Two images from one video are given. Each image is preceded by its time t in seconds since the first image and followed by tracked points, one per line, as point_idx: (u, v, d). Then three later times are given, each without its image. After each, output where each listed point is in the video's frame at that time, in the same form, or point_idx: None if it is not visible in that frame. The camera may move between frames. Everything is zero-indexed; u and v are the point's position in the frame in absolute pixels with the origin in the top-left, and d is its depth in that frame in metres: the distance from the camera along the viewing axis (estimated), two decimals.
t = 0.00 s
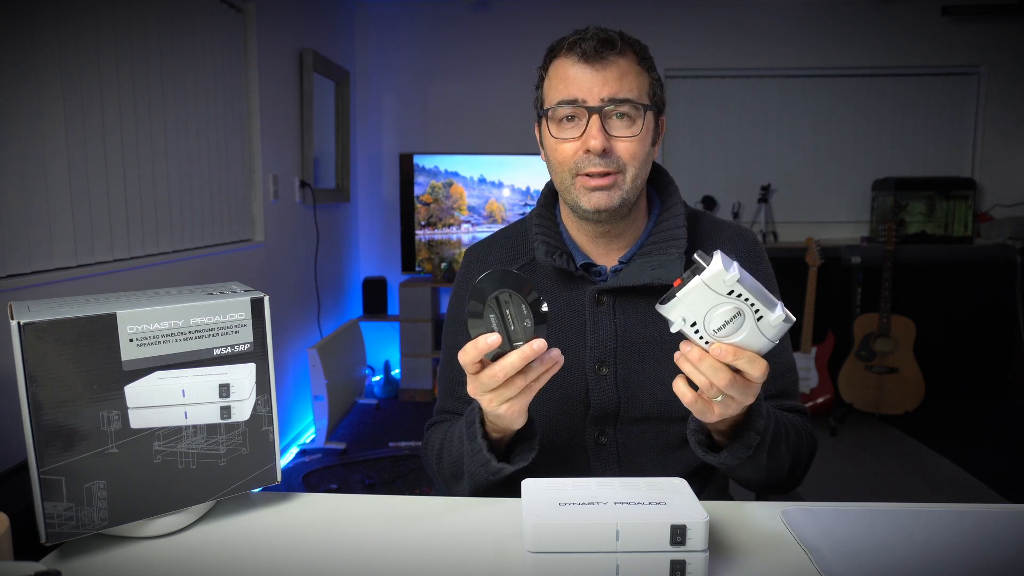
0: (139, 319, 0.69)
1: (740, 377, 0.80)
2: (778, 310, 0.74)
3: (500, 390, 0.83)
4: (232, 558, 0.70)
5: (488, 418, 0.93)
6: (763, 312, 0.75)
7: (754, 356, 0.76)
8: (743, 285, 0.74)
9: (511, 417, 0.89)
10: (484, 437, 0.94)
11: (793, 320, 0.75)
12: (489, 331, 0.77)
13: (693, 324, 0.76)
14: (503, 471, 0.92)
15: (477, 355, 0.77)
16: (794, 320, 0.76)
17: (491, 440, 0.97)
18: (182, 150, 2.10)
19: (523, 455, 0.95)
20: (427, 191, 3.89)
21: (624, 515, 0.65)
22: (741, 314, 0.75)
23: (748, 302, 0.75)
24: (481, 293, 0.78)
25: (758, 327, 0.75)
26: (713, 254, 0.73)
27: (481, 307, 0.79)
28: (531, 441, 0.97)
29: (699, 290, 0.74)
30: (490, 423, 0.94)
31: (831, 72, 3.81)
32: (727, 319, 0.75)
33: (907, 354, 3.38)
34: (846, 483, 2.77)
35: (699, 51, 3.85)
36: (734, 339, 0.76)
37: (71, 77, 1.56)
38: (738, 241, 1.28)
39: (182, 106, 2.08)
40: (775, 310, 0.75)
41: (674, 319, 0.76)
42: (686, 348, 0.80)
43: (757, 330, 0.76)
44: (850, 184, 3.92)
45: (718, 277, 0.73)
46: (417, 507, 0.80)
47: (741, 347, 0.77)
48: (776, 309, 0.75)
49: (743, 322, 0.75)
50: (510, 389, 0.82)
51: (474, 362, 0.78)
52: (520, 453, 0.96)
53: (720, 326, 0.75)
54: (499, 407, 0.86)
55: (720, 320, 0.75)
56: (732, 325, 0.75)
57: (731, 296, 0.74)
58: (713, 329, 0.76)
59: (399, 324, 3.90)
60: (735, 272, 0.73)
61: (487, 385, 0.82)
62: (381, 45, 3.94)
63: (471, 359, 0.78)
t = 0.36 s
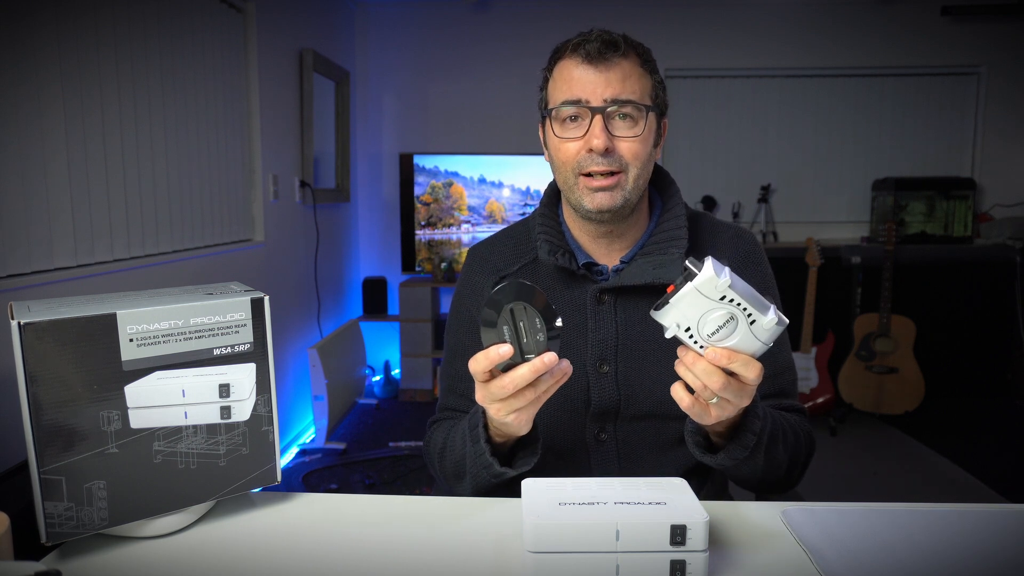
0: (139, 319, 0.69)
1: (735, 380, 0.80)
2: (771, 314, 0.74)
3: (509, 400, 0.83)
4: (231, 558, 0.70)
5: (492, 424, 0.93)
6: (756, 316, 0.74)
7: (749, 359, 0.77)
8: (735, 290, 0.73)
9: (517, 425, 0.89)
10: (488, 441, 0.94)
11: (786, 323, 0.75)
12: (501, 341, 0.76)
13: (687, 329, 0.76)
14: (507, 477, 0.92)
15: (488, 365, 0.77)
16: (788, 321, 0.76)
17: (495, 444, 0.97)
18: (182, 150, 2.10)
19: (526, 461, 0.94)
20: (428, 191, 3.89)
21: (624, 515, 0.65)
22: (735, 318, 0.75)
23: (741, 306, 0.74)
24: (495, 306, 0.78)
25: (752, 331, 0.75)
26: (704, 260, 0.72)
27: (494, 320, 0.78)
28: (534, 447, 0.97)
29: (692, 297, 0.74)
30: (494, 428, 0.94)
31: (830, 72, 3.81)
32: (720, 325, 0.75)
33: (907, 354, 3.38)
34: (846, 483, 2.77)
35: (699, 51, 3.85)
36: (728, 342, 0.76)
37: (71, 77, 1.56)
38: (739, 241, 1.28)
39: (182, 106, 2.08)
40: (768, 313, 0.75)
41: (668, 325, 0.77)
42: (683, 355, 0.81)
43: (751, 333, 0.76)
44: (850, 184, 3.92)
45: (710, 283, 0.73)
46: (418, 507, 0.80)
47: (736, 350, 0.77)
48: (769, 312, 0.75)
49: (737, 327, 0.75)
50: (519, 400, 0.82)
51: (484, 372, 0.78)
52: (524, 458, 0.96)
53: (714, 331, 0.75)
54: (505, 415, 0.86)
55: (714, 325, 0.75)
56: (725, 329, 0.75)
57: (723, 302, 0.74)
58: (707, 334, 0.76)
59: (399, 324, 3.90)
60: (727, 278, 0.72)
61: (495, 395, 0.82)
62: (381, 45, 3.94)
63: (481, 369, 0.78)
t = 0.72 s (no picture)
0: (139, 319, 0.69)
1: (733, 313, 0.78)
2: (759, 243, 0.76)
3: (509, 346, 0.83)
4: (231, 558, 0.70)
5: (493, 380, 0.92)
6: (745, 246, 0.76)
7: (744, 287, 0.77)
8: (723, 222, 0.75)
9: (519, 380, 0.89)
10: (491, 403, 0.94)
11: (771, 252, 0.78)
12: (500, 282, 0.78)
13: (684, 264, 0.74)
14: (511, 435, 0.92)
15: (488, 306, 0.78)
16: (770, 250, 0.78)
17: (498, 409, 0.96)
18: (182, 150, 2.10)
19: (530, 416, 0.94)
20: (427, 191, 3.89)
21: (624, 515, 0.65)
22: (726, 249, 0.76)
23: (730, 237, 0.76)
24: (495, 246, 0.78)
25: (743, 261, 0.77)
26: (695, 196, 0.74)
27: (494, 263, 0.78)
28: (536, 407, 0.95)
29: (686, 229, 0.74)
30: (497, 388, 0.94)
31: (830, 72, 3.81)
32: (714, 255, 0.75)
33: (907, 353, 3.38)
34: (846, 483, 2.77)
35: (699, 51, 3.85)
36: (722, 274, 0.76)
37: (71, 77, 1.56)
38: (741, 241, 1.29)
39: (182, 106, 2.08)
40: (753, 244, 0.77)
41: (664, 260, 0.74)
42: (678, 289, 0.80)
43: (741, 264, 0.77)
44: (850, 184, 3.92)
45: (701, 215, 0.74)
46: (418, 506, 0.80)
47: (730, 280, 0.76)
48: (754, 243, 0.77)
49: (729, 257, 0.76)
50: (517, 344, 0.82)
51: (485, 314, 0.80)
52: (526, 418, 0.95)
53: (709, 261, 0.75)
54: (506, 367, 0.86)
55: (709, 256, 0.75)
56: (718, 261, 0.76)
57: (715, 233, 0.75)
58: (702, 265, 0.75)
59: (399, 324, 3.90)
60: (716, 208, 0.74)
61: (496, 339, 0.82)
62: (381, 44, 3.94)
63: (481, 311, 0.79)
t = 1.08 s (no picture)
0: (139, 319, 0.69)
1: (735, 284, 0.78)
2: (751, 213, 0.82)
3: (495, 322, 0.82)
4: (231, 558, 0.70)
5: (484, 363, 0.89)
6: (738, 217, 0.81)
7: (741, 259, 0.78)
8: (715, 190, 0.79)
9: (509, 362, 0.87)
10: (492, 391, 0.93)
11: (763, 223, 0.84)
12: (489, 252, 0.80)
13: (682, 235, 0.77)
14: (513, 421, 0.92)
15: (477, 276, 0.79)
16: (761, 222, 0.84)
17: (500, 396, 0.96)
18: (182, 150, 2.10)
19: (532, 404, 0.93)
20: (427, 191, 3.89)
21: (624, 515, 0.65)
22: (722, 219, 0.79)
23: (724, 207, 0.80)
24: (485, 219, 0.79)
25: (739, 231, 0.81)
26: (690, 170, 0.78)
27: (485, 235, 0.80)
28: (539, 394, 0.95)
29: (682, 200, 0.77)
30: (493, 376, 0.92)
31: (830, 72, 3.81)
32: (711, 226, 0.78)
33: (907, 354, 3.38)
34: (846, 483, 2.77)
35: (699, 51, 3.85)
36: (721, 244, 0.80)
37: (71, 77, 1.56)
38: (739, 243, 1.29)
39: (182, 106, 2.08)
40: (745, 216, 0.82)
41: (662, 232, 0.77)
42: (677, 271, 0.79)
43: (737, 236, 0.81)
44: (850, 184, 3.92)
45: (695, 188, 0.78)
46: (418, 507, 0.80)
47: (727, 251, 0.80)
48: (747, 215, 0.82)
49: (725, 228, 0.80)
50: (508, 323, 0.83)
51: (474, 286, 0.80)
52: (529, 403, 0.95)
53: (706, 232, 0.78)
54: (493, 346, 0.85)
55: (706, 226, 0.78)
56: (715, 232, 0.79)
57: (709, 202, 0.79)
58: (700, 237, 0.78)
59: (399, 324, 3.90)
60: (708, 180, 0.78)
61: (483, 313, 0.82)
62: (381, 44, 3.94)
63: (471, 281, 0.80)
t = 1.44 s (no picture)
0: (139, 319, 0.69)
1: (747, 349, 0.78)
2: (767, 281, 0.75)
3: (479, 381, 0.83)
4: (232, 558, 0.70)
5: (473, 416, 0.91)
6: (752, 283, 0.76)
7: (753, 331, 0.76)
8: (728, 260, 0.74)
9: (492, 412, 0.88)
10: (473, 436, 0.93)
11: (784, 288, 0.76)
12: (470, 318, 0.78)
13: (687, 308, 0.76)
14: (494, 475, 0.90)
15: (458, 342, 0.78)
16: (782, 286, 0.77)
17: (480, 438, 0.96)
18: (182, 150, 2.10)
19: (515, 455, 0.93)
20: (427, 191, 3.89)
21: (624, 514, 0.65)
22: (732, 289, 0.75)
23: (737, 276, 0.75)
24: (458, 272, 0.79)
25: (752, 301, 0.76)
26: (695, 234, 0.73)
27: (462, 294, 0.79)
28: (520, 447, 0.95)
29: (687, 272, 0.74)
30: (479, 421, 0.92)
31: (830, 72, 3.81)
32: (719, 297, 0.75)
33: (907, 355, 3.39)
34: (846, 483, 2.77)
35: (699, 51, 3.85)
36: (731, 315, 0.77)
37: (71, 77, 1.56)
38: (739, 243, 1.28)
39: (182, 106, 2.09)
40: (764, 280, 0.76)
41: (665, 305, 0.75)
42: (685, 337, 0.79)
43: (751, 303, 0.77)
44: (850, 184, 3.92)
45: (703, 256, 0.73)
46: (418, 506, 0.80)
47: (738, 323, 0.77)
48: (765, 279, 0.76)
49: (735, 298, 0.76)
50: (490, 376, 0.82)
51: (455, 350, 0.80)
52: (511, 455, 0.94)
53: (715, 305, 0.75)
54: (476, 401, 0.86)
55: (713, 300, 0.75)
56: (724, 303, 0.76)
57: (719, 273, 0.74)
58: (708, 309, 0.76)
59: (399, 324, 3.91)
60: (719, 248, 0.73)
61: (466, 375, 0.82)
62: (381, 44, 3.94)
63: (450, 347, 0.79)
